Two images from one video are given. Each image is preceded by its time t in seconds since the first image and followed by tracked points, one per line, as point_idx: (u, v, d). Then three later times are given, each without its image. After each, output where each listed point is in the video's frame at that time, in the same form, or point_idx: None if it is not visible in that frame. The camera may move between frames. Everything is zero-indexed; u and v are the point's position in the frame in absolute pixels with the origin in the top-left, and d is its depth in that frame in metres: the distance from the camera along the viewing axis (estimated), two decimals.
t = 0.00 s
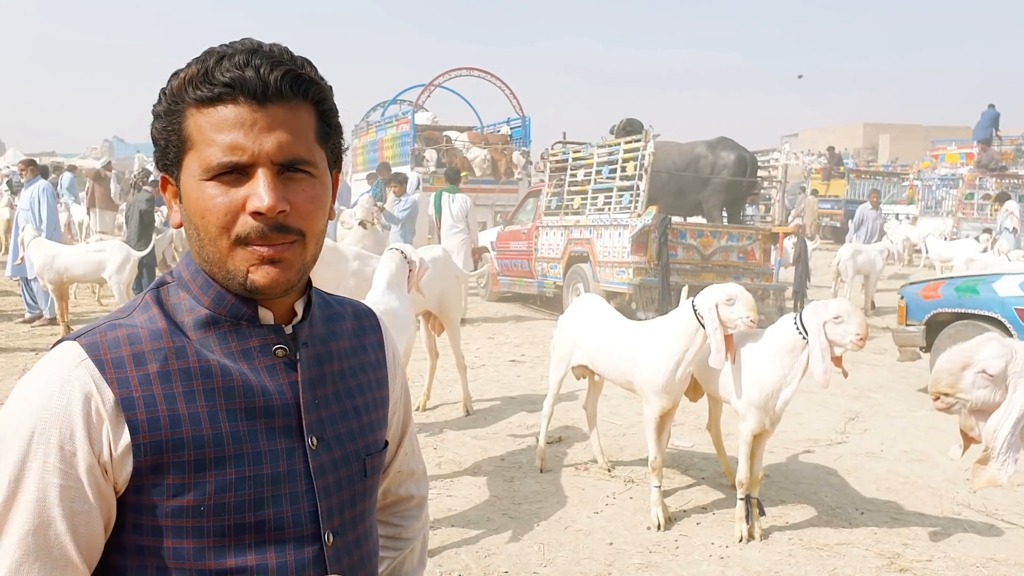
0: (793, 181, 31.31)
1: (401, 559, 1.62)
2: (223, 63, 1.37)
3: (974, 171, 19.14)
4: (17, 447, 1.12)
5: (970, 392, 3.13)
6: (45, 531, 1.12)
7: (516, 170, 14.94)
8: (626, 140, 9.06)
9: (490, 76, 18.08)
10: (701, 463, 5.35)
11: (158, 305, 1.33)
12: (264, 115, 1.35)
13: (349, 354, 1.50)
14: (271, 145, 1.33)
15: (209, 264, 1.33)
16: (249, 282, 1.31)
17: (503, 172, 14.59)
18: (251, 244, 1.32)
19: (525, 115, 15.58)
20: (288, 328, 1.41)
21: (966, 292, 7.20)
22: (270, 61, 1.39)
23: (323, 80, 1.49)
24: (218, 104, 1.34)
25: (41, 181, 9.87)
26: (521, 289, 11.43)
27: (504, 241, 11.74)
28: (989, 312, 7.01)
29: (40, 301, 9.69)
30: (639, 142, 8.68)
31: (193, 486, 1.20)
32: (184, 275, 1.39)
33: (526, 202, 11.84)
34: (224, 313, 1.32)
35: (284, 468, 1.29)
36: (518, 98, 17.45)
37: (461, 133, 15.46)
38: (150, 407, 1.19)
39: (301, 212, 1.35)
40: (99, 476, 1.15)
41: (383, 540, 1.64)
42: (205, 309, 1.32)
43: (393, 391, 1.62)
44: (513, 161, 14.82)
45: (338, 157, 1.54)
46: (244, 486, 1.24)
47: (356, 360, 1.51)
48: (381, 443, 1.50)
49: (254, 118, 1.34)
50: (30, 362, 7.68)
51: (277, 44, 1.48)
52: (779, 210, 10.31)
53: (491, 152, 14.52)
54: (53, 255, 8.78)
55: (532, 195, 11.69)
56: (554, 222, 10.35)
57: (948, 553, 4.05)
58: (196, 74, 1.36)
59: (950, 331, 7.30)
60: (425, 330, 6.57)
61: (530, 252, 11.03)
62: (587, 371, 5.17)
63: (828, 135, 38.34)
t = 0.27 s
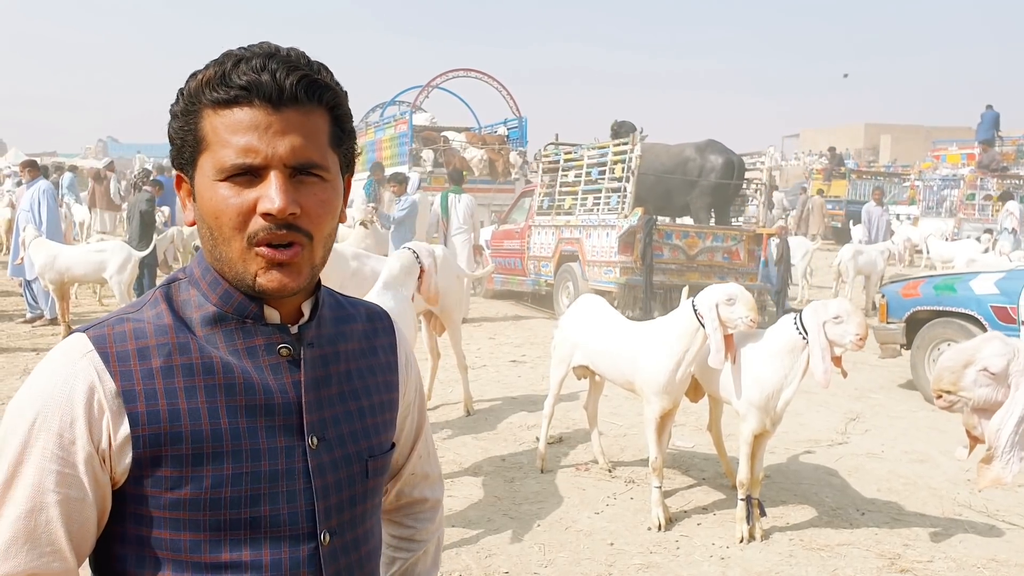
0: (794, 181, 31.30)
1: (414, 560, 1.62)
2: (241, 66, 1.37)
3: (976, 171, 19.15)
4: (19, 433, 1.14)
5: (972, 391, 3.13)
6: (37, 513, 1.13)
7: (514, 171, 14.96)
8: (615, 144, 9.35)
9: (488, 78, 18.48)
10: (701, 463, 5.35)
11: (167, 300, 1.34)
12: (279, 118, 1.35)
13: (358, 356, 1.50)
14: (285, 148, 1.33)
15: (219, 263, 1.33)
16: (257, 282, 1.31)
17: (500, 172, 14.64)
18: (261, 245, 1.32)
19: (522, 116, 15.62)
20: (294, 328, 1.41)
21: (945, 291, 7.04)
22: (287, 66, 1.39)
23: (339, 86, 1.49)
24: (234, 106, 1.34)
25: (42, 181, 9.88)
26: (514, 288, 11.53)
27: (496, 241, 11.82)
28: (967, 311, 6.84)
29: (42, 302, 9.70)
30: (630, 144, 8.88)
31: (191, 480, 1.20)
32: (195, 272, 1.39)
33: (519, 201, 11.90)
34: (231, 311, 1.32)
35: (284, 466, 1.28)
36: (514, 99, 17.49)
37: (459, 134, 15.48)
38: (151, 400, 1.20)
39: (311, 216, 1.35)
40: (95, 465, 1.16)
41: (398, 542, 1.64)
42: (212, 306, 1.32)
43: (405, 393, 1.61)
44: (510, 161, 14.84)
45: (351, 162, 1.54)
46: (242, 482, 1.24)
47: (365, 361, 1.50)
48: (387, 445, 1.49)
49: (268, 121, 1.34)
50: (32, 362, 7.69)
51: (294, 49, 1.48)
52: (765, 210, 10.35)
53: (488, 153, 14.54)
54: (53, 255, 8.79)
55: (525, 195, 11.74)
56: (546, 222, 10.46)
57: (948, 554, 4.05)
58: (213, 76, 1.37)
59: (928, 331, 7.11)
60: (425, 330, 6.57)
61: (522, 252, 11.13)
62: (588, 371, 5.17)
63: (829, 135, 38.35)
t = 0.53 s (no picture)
0: (794, 180, 31.27)
1: (427, 563, 1.60)
2: (263, 66, 1.37)
3: (978, 170, 19.13)
4: (15, 422, 1.16)
5: (974, 393, 3.13)
6: (29, 501, 1.15)
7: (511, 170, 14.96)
8: (605, 144, 9.43)
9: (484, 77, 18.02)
10: (702, 462, 5.35)
11: (167, 295, 1.35)
12: (295, 122, 1.34)
13: (360, 354, 1.49)
14: (298, 151, 1.33)
15: (223, 259, 1.33)
16: (257, 281, 1.31)
17: (497, 171, 14.64)
18: (266, 244, 1.32)
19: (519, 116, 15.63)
20: (291, 325, 1.40)
21: (930, 286, 7.05)
22: (309, 71, 1.38)
23: (357, 93, 1.49)
24: (252, 105, 1.33)
25: (43, 181, 9.87)
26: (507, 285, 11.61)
27: (490, 239, 11.90)
28: (952, 306, 6.85)
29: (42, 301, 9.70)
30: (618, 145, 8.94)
31: (179, 472, 1.22)
32: (197, 267, 1.39)
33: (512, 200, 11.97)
34: (228, 306, 1.33)
35: (273, 461, 1.28)
36: (511, 98, 17.50)
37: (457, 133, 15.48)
38: (142, 392, 1.21)
39: (318, 219, 1.34)
40: (88, 456, 1.18)
41: (412, 543, 1.63)
42: (210, 302, 1.33)
43: (414, 394, 1.61)
44: (507, 160, 14.83)
45: (361, 168, 1.54)
46: (230, 475, 1.24)
47: (368, 360, 1.50)
48: (387, 444, 1.47)
49: (284, 123, 1.33)
50: (32, 361, 7.69)
51: (316, 54, 1.48)
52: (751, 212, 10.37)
53: (485, 152, 14.53)
54: (54, 255, 8.79)
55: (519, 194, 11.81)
56: (538, 221, 10.56)
57: (949, 553, 4.05)
58: (234, 73, 1.36)
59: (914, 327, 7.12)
60: (426, 329, 6.58)
61: (514, 249, 11.22)
62: (589, 370, 5.17)
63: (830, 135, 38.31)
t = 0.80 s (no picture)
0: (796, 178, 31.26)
1: (433, 560, 1.61)
2: (268, 63, 1.37)
3: (980, 170, 19.14)
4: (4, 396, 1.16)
5: (995, 394, 3.11)
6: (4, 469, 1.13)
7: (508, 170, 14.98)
8: (596, 145, 9.46)
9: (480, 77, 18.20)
10: (704, 461, 5.35)
11: (166, 288, 1.36)
12: (304, 116, 1.35)
13: (360, 348, 1.49)
14: (309, 146, 1.34)
15: (234, 255, 1.33)
16: (272, 275, 1.32)
17: (494, 172, 14.67)
18: (279, 238, 1.32)
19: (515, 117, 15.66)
20: (288, 318, 1.40)
21: (920, 283, 7.05)
22: (313, 67, 1.39)
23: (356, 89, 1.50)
24: (260, 101, 1.33)
25: (46, 180, 9.88)
26: (501, 282, 11.67)
27: (484, 237, 11.96)
28: (940, 303, 6.85)
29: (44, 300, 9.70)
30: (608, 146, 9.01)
31: (174, 459, 1.22)
32: (198, 261, 1.40)
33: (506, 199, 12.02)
34: (226, 298, 1.34)
35: (268, 452, 1.28)
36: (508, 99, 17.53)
37: (455, 133, 15.50)
38: (139, 379, 1.22)
39: (329, 213, 1.35)
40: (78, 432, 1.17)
41: (418, 540, 1.63)
42: (209, 294, 1.34)
43: (416, 389, 1.61)
44: (503, 161, 14.84)
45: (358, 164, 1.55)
46: (225, 464, 1.25)
47: (367, 353, 1.50)
48: (387, 437, 1.47)
49: (294, 118, 1.34)
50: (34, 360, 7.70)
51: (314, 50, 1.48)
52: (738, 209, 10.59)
53: (481, 153, 14.55)
54: (56, 254, 8.79)
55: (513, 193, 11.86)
56: (531, 219, 10.62)
57: (951, 551, 4.05)
58: (239, 71, 1.36)
59: (907, 322, 7.13)
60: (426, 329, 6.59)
61: (507, 247, 11.28)
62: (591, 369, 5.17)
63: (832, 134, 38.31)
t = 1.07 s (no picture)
0: (798, 179, 31.24)
1: (429, 552, 1.62)
2: (303, 70, 1.39)
3: (982, 169, 19.14)
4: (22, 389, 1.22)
5: (1010, 400, 2.98)
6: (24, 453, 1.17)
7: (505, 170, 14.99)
8: (587, 146, 9.49)
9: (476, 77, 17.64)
10: (705, 460, 5.35)
11: (172, 284, 1.38)
12: (331, 125, 1.36)
13: (359, 342, 1.51)
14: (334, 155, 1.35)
15: (247, 250, 1.33)
16: (279, 273, 1.32)
17: (491, 172, 14.69)
18: (292, 240, 1.33)
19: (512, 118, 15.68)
20: (293, 310, 1.42)
21: (916, 281, 7.06)
22: (345, 81, 1.42)
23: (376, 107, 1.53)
24: (292, 106, 1.35)
25: (49, 179, 9.89)
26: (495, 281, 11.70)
27: (479, 236, 11.98)
28: (936, 300, 6.86)
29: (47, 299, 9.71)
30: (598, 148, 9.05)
31: (186, 451, 1.23)
32: (203, 257, 1.41)
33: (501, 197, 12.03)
34: (233, 293, 1.36)
35: (277, 443, 1.29)
36: (504, 100, 17.52)
37: (453, 134, 15.52)
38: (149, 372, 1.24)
39: (342, 221, 1.36)
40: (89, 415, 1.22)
41: (414, 532, 1.64)
42: (216, 289, 1.36)
43: (411, 382, 1.62)
44: (500, 161, 14.85)
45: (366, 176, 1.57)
46: (236, 455, 1.26)
47: (366, 347, 1.51)
48: (389, 428, 1.48)
49: (321, 126, 1.35)
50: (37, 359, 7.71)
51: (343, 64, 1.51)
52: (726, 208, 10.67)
53: (478, 153, 14.56)
54: (59, 253, 8.80)
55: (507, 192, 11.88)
56: (525, 219, 10.65)
57: (952, 550, 4.06)
58: (275, 73, 1.37)
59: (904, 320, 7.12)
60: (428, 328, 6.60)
61: (501, 246, 11.31)
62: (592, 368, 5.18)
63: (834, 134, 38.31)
